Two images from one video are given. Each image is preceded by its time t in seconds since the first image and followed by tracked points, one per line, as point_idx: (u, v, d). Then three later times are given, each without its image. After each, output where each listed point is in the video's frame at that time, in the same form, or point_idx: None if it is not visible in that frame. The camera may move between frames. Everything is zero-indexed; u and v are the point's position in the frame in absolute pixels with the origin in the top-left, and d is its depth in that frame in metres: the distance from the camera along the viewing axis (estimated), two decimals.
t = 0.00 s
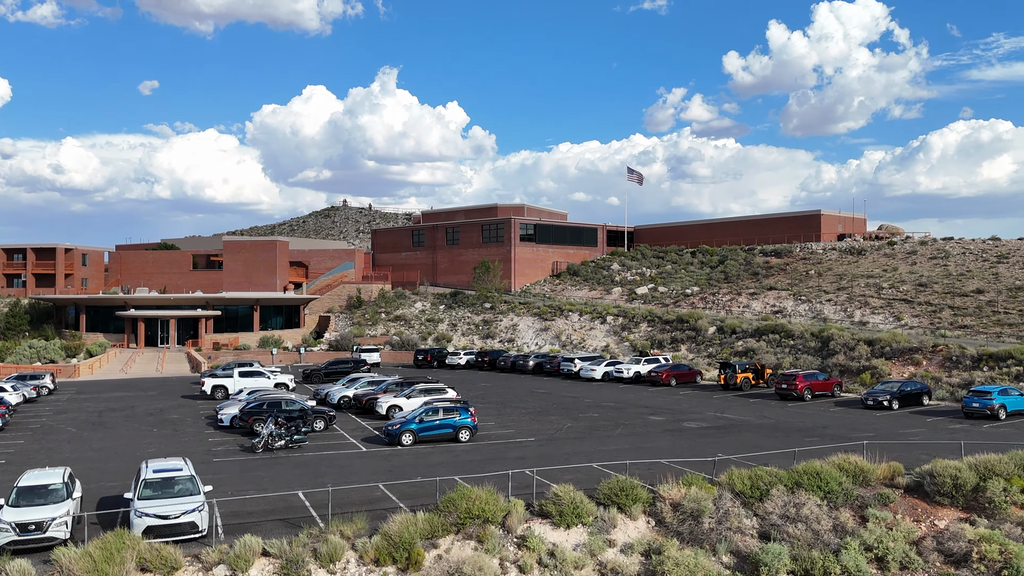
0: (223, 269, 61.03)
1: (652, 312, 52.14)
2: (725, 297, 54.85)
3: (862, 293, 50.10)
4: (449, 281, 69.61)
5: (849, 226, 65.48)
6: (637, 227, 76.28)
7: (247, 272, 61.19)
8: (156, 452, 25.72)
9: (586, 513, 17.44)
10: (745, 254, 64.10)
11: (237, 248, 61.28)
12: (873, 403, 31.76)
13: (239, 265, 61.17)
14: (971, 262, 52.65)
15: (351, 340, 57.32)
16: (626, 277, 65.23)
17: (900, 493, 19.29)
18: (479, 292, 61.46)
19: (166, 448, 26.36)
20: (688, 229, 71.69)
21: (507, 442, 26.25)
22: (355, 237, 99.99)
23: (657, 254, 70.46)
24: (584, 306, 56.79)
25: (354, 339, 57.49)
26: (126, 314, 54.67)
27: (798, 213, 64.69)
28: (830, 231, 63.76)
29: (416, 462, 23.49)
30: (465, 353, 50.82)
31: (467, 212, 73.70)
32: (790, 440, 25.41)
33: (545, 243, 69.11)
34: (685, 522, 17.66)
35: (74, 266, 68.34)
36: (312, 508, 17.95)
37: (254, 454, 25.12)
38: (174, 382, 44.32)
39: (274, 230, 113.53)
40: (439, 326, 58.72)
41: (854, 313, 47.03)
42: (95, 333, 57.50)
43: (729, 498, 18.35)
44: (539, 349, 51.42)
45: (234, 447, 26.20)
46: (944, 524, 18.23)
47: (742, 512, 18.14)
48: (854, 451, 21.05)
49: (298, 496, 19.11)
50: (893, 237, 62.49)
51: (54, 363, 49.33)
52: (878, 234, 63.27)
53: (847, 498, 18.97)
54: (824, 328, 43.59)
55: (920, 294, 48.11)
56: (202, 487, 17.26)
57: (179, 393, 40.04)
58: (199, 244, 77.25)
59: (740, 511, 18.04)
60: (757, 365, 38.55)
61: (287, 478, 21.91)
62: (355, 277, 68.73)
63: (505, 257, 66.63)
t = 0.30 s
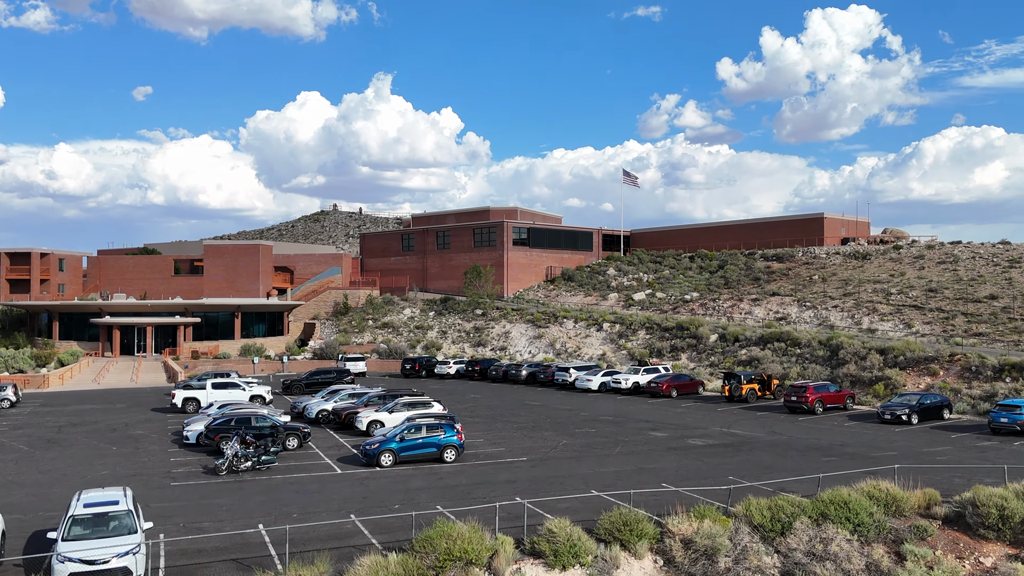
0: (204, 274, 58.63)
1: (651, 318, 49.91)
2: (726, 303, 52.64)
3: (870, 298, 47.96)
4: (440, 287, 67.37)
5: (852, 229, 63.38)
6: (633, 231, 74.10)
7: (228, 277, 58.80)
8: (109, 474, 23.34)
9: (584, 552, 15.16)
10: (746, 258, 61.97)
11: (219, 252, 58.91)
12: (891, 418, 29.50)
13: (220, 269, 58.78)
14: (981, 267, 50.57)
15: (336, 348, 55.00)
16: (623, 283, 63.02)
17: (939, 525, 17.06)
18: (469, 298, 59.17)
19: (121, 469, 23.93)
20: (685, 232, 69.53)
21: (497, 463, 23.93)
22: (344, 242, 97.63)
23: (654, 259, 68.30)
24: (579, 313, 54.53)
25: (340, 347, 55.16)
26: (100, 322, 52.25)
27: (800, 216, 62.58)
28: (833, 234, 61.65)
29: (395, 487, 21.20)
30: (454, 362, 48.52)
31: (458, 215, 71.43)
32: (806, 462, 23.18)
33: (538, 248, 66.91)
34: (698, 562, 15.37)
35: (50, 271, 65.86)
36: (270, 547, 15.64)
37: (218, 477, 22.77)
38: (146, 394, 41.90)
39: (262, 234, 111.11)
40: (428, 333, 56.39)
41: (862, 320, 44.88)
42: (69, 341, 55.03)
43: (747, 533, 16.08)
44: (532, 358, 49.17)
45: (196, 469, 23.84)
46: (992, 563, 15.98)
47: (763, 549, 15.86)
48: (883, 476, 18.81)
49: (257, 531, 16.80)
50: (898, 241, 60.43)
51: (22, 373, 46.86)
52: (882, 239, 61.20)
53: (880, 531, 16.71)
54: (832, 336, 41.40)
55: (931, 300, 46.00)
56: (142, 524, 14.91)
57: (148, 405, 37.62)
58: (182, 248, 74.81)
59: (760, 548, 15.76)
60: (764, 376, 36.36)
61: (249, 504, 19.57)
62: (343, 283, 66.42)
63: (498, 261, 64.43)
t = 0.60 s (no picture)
0: (181, 286, 56.18)
1: (648, 332, 47.69)
2: (726, 317, 50.44)
3: (876, 312, 45.84)
4: (429, 300, 65.11)
5: (855, 241, 61.36)
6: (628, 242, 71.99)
7: (207, 290, 56.35)
8: (50, 508, 20.87)
9: None
10: (745, 271, 59.86)
11: (197, 264, 56.46)
12: (909, 442, 27.24)
13: (199, 282, 56.33)
14: (991, 280, 48.56)
15: (318, 364, 52.59)
16: (618, 296, 60.81)
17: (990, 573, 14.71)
18: (458, 312, 56.82)
19: (65, 502, 21.48)
20: (682, 244, 67.45)
21: (483, 494, 21.57)
22: (332, 255, 95.33)
23: (650, 271, 66.20)
24: (573, 327, 52.27)
25: (322, 363, 52.75)
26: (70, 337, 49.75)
27: (800, 227, 60.54)
28: (835, 246, 59.61)
29: (368, 524, 18.83)
30: (442, 379, 46.17)
31: (448, 226, 69.20)
32: (826, 494, 20.87)
33: (530, 259, 64.72)
34: None
35: (23, 283, 63.31)
36: None
37: (170, 511, 20.33)
38: (113, 414, 39.39)
39: (248, 247, 108.68)
40: (415, 349, 54.00)
41: (870, 335, 42.74)
42: (38, 357, 52.46)
43: None
44: (524, 375, 46.86)
45: (149, 502, 21.39)
46: None
47: None
48: (919, 515, 16.52)
49: None
50: (902, 253, 58.46)
51: None
52: (886, 250, 59.20)
53: None
54: (840, 351, 39.22)
55: (941, 314, 43.90)
56: None
57: (112, 427, 35.12)
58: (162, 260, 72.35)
59: None
60: (770, 395, 34.14)
61: (198, 547, 17.13)
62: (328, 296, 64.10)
63: (488, 273, 62.24)
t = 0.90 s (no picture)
0: (162, 296, 53.80)
1: (649, 344, 45.43)
2: (731, 328, 48.19)
3: (889, 322, 43.67)
4: (421, 310, 62.88)
5: (862, 249, 59.22)
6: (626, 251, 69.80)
7: (188, 299, 53.97)
8: None
9: None
10: (749, 280, 57.70)
11: (177, 272, 54.09)
12: (938, 465, 24.87)
13: (180, 291, 53.95)
14: (1008, 290, 46.43)
15: (304, 378, 50.24)
16: (617, 306, 58.56)
17: None
18: (450, 322, 54.33)
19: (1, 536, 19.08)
20: (683, 252, 65.29)
21: (471, 526, 19.20)
22: (324, 265, 93.11)
23: (649, 280, 64.04)
24: (570, 338, 49.98)
25: (308, 377, 50.39)
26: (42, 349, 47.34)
27: (806, 234, 58.40)
28: (842, 254, 57.43)
29: (339, 564, 16.48)
30: (432, 394, 43.83)
31: (441, 233, 66.99)
32: (858, 527, 18.54)
33: (526, 268, 62.51)
34: None
35: None
36: None
37: (117, 548, 17.91)
38: (81, 431, 36.93)
39: (238, 256, 106.44)
40: (405, 361, 51.67)
41: (884, 347, 40.57)
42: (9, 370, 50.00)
43: None
44: (519, 389, 44.58)
45: (95, 536, 18.99)
46: None
47: None
48: (976, 558, 14.20)
49: None
50: (912, 261, 56.36)
51: None
52: (895, 259, 57.10)
53: None
54: (854, 364, 36.97)
55: (958, 325, 41.73)
56: None
57: (76, 446, 32.67)
58: (146, 269, 69.98)
59: None
60: (781, 412, 31.91)
61: None
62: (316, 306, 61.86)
63: (482, 283, 60.10)
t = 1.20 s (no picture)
0: (143, 298, 51.44)
1: (653, 347, 43.18)
2: (739, 331, 45.90)
3: (907, 325, 41.42)
4: (415, 312, 60.70)
5: (873, 249, 56.95)
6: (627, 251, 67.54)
7: (171, 301, 51.62)
8: None
9: None
10: (755, 281, 55.44)
11: (159, 273, 51.75)
12: (974, 483, 22.60)
13: (162, 293, 51.59)
14: None
15: (290, 384, 47.93)
16: (618, 309, 56.28)
17: None
18: (445, 325, 51.88)
19: None
20: (686, 252, 63.05)
21: (459, 557, 16.90)
22: (317, 267, 90.85)
23: (652, 282, 61.80)
24: (570, 342, 47.69)
25: (295, 383, 48.07)
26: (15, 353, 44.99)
27: (815, 233, 56.13)
28: (853, 254, 55.19)
29: None
30: (424, 401, 41.53)
31: (436, 233, 64.74)
32: (899, 559, 16.24)
33: (524, 269, 60.26)
34: None
35: None
36: None
37: None
38: (48, 442, 34.59)
39: (231, 257, 104.17)
40: (397, 365, 49.36)
41: (902, 351, 38.34)
42: None
43: None
44: (516, 396, 42.30)
45: (31, 568, 16.66)
46: None
47: None
48: None
49: None
50: (925, 262, 54.11)
51: None
52: (908, 259, 54.85)
53: None
54: (873, 370, 34.70)
55: (981, 328, 39.48)
56: None
57: (39, 458, 30.34)
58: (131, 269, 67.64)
59: None
60: (798, 421, 29.64)
61: None
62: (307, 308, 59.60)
63: (479, 284, 57.90)
